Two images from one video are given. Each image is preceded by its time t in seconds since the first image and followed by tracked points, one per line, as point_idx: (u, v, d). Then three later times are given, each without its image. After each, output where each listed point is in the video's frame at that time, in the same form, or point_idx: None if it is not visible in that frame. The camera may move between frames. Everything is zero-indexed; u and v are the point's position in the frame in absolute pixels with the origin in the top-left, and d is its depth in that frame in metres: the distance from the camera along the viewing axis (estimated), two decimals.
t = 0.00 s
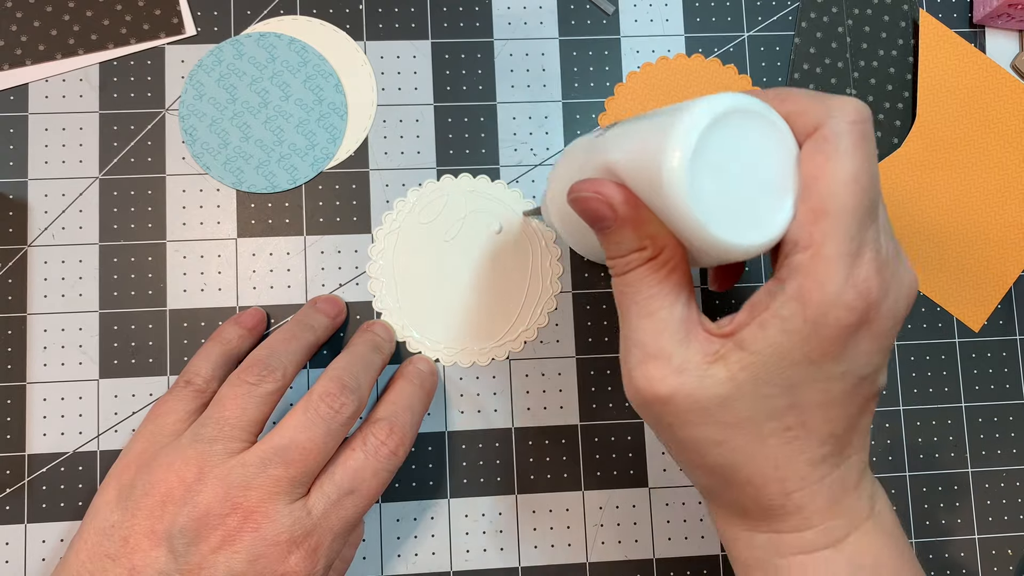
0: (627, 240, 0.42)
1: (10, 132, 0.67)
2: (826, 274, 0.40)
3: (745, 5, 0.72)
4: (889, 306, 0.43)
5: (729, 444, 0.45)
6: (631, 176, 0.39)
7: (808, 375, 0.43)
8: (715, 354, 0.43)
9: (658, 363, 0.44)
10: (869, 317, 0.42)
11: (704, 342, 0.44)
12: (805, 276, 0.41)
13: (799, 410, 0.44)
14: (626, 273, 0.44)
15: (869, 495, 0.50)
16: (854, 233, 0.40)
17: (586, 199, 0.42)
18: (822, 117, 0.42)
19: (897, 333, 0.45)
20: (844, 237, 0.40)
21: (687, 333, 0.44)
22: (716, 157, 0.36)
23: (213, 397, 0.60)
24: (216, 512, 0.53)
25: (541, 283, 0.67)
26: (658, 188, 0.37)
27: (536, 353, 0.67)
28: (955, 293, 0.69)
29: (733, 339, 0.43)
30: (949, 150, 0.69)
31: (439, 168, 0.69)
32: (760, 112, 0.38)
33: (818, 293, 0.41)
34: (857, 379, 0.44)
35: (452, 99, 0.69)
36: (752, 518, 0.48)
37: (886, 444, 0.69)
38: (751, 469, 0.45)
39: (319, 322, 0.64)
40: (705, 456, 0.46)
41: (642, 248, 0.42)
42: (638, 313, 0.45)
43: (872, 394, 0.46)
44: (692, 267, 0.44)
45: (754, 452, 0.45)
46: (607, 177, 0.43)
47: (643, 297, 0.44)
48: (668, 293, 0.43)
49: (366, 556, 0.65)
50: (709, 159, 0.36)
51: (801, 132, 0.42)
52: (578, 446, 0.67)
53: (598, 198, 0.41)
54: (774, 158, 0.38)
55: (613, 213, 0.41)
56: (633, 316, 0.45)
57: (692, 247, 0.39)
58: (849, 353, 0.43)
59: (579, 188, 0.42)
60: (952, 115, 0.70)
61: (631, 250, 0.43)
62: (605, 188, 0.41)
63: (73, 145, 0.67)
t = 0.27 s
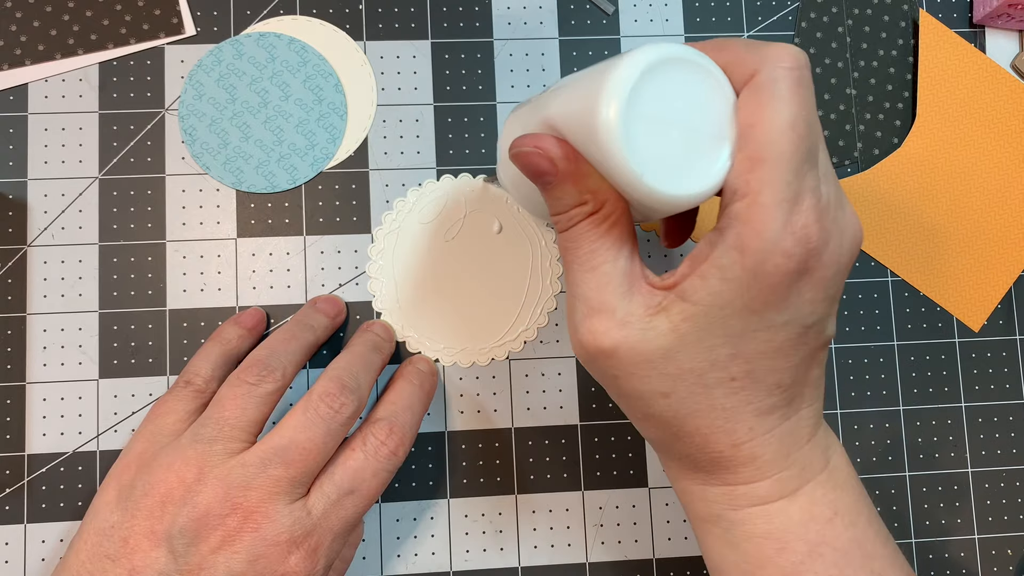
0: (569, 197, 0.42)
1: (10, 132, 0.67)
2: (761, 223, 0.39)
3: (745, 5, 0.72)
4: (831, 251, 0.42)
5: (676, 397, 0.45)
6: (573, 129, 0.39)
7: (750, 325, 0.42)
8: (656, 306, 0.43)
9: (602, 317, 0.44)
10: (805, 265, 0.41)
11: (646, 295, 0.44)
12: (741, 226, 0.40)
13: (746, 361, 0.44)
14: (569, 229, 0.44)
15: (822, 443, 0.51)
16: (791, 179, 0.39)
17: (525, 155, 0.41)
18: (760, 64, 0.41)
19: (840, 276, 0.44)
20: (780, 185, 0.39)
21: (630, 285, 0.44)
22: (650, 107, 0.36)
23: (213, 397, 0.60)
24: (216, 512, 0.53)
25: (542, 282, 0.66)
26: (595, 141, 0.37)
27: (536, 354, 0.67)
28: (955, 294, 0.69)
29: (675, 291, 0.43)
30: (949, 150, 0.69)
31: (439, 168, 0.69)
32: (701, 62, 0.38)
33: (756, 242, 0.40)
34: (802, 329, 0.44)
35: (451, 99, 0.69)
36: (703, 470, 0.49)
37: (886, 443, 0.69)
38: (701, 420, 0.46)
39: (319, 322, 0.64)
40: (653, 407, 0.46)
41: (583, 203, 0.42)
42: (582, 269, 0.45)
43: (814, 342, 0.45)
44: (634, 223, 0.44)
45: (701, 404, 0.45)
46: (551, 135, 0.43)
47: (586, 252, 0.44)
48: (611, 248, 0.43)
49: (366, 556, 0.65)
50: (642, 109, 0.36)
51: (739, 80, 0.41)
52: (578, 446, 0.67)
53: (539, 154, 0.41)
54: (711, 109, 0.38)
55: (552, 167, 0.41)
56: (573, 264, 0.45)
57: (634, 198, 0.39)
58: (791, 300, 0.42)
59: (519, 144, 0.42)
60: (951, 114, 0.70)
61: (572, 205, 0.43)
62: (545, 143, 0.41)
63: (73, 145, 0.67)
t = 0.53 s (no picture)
0: (474, 304, 0.39)
1: (10, 132, 0.67)
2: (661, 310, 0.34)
3: (745, 5, 0.72)
4: (738, 330, 0.36)
5: (602, 492, 0.39)
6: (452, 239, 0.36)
7: (658, 420, 0.37)
8: (573, 405, 0.38)
9: (518, 424, 0.39)
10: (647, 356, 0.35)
11: (562, 393, 0.39)
12: (644, 320, 0.34)
13: (664, 448, 0.38)
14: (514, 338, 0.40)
15: (761, 502, 0.45)
16: (684, 266, 0.34)
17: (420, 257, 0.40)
18: (637, 154, 0.36)
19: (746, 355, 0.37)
20: (674, 276, 0.34)
21: (545, 384, 0.39)
22: (524, 216, 0.34)
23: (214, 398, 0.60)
24: (217, 512, 0.53)
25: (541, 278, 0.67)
26: (471, 246, 0.34)
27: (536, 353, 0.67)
28: (955, 294, 0.70)
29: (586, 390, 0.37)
30: (949, 150, 0.69)
31: (439, 168, 0.69)
32: (563, 163, 0.35)
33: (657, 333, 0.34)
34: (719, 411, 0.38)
35: (451, 99, 0.69)
36: (651, 554, 0.43)
37: (886, 443, 0.69)
38: (629, 510, 0.40)
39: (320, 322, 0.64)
40: (582, 504, 0.40)
41: (488, 307, 0.38)
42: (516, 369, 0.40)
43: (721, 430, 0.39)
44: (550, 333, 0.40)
45: (628, 493, 0.39)
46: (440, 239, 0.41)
47: (496, 361, 0.40)
48: (521, 357, 0.39)
49: (366, 556, 0.65)
50: (518, 219, 0.34)
51: (616, 164, 0.37)
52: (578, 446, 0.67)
53: (425, 262, 0.39)
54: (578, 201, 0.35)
55: (443, 272, 0.38)
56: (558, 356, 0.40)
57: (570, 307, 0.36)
58: (704, 390, 0.36)
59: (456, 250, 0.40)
60: (952, 113, 0.70)
61: (476, 314, 0.39)
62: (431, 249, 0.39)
63: (73, 145, 0.67)
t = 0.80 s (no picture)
0: (599, 262, 0.42)
1: (10, 132, 0.67)
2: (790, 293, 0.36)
3: (745, 5, 0.72)
4: (864, 326, 0.38)
5: (703, 466, 0.40)
6: (593, 199, 0.40)
7: (773, 402, 0.38)
8: (685, 377, 0.39)
9: (627, 386, 0.40)
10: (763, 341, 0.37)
11: (675, 364, 0.40)
12: (772, 299, 0.36)
13: (772, 433, 0.39)
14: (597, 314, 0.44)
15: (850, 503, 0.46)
16: (825, 254, 0.36)
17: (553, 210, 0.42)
18: (789, 136, 0.39)
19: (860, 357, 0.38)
20: (814, 261, 0.36)
21: (657, 353, 0.41)
22: (672, 186, 0.37)
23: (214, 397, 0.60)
24: (216, 512, 0.53)
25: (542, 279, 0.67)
26: (613, 211, 0.38)
27: (536, 353, 0.67)
28: (955, 293, 0.69)
29: (705, 359, 0.39)
30: (949, 150, 0.69)
31: (439, 167, 0.69)
32: (713, 137, 0.38)
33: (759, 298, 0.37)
34: (833, 402, 0.39)
35: (451, 99, 0.69)
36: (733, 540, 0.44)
37: (886, 443, 0.69)
38: (724, 489, 0.41)
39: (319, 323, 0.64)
40: (677, 476, 0.42)
41: (613, 269, 0.41)
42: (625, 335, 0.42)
43: (825, 425, 0.40)
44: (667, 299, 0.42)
45: (726, 474, 0.40)
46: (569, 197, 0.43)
47: (612, 321, 0.42)
48: (639, 319, 0.41)
49: (366, 556, 0.65)
50: (665, 186, 0.37)
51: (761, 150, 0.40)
52: (578, 446, 0.67)
53: (562, 217, 0.41)
54: (729, 180, 0.38)
55: (576, 230, 0.41)
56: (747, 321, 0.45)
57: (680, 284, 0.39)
58: (822, 378, 0.37)
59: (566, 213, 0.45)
60: (955, 114, 0.70)
61: (602, 273, 0.42)
62: (567, 207, 0.41)
63: (73, 145, 0.67)
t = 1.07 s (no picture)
0: (640, 291, 0.44)
1: (10, 132, 0.67)
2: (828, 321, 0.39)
3: (745, 5, 0.72)
4: (903, 361, 0.41)
5: (743, 497, 0.44)
6: (638, 231, 0.40)
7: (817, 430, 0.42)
8: (727, 407, 0.42)
9: (669, 416, 0.43)
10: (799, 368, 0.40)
11: (716, 395, 0.43)
12: (818, 333, 0.39)
13: (815, 464, 0.43)
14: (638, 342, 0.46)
15: (875, 538, 0.49)
16: (870, 289, 0.39)
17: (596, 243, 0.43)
18: (829, 174, 0.41)
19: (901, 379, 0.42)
20: (859, 296, 0.39)
21: (699, 385, 0.43)
22: (719, 218, 0.37)
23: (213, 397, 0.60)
24: (215, 512, 0.53)
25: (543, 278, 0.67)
26: (660, 243, 0.38)
27: (536, 353, 0.67)
28: (955, 293, 0.69)
29: (749, 391, 0.42)
30: (950, 150, 0.69)
31: (439, 167, 0.69)
32: (759, 168, 0.39)
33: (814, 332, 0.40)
34: (870, 432, 0.43)
35: (451, 99, 0.69)
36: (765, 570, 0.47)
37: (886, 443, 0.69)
38: (762, 521, 0.44)
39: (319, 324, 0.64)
40: (716, 507, 0.45)
41: (654, 299, 0.44)
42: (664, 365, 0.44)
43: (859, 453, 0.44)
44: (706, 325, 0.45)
45: (764, 504, 0.44)
46: (613, 226, 0.43)
47: (655, 349, 0.44)
48: (679, 348, 0.44)
49: (366, 556, 0.65)
50: (714, 218, 0.37)
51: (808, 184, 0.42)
52: (578, 446, 0.67)
53: (605, 247, 0.42)
54: (777, 210, 0.39)
55: (622, 261, 0.42)
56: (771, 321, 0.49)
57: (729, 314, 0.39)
58: (865, 409, 0.41)
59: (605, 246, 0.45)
60: (957, 115, 0.70)
61: (644, 302, 0.44)
62: (613, 239, 0.42)
63: (73, 145, 0.67)
